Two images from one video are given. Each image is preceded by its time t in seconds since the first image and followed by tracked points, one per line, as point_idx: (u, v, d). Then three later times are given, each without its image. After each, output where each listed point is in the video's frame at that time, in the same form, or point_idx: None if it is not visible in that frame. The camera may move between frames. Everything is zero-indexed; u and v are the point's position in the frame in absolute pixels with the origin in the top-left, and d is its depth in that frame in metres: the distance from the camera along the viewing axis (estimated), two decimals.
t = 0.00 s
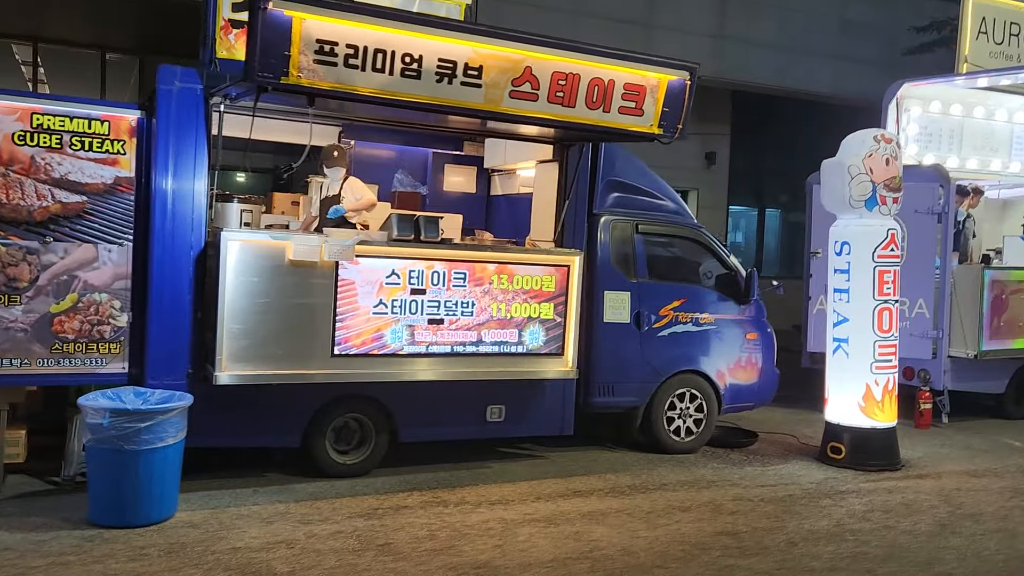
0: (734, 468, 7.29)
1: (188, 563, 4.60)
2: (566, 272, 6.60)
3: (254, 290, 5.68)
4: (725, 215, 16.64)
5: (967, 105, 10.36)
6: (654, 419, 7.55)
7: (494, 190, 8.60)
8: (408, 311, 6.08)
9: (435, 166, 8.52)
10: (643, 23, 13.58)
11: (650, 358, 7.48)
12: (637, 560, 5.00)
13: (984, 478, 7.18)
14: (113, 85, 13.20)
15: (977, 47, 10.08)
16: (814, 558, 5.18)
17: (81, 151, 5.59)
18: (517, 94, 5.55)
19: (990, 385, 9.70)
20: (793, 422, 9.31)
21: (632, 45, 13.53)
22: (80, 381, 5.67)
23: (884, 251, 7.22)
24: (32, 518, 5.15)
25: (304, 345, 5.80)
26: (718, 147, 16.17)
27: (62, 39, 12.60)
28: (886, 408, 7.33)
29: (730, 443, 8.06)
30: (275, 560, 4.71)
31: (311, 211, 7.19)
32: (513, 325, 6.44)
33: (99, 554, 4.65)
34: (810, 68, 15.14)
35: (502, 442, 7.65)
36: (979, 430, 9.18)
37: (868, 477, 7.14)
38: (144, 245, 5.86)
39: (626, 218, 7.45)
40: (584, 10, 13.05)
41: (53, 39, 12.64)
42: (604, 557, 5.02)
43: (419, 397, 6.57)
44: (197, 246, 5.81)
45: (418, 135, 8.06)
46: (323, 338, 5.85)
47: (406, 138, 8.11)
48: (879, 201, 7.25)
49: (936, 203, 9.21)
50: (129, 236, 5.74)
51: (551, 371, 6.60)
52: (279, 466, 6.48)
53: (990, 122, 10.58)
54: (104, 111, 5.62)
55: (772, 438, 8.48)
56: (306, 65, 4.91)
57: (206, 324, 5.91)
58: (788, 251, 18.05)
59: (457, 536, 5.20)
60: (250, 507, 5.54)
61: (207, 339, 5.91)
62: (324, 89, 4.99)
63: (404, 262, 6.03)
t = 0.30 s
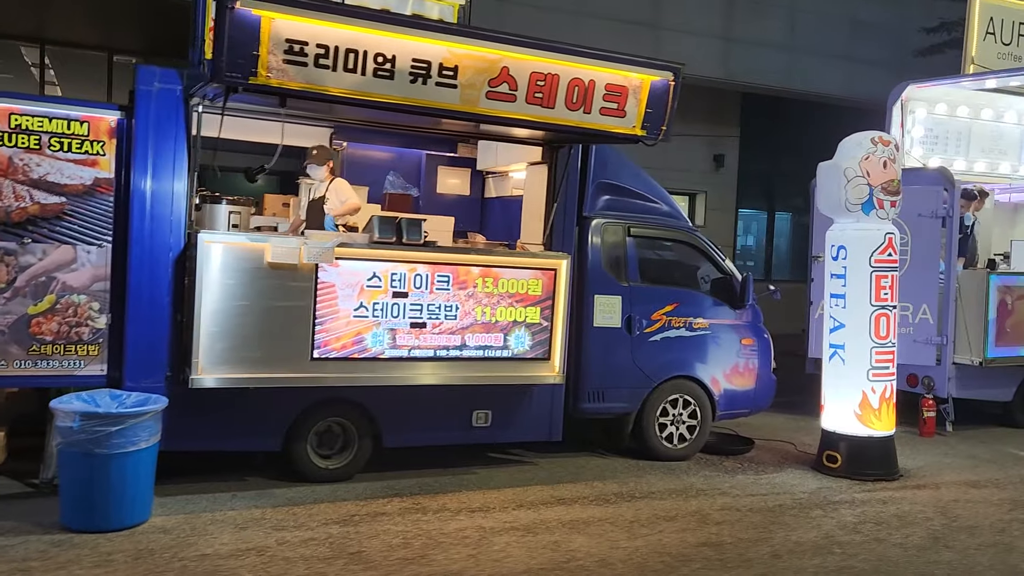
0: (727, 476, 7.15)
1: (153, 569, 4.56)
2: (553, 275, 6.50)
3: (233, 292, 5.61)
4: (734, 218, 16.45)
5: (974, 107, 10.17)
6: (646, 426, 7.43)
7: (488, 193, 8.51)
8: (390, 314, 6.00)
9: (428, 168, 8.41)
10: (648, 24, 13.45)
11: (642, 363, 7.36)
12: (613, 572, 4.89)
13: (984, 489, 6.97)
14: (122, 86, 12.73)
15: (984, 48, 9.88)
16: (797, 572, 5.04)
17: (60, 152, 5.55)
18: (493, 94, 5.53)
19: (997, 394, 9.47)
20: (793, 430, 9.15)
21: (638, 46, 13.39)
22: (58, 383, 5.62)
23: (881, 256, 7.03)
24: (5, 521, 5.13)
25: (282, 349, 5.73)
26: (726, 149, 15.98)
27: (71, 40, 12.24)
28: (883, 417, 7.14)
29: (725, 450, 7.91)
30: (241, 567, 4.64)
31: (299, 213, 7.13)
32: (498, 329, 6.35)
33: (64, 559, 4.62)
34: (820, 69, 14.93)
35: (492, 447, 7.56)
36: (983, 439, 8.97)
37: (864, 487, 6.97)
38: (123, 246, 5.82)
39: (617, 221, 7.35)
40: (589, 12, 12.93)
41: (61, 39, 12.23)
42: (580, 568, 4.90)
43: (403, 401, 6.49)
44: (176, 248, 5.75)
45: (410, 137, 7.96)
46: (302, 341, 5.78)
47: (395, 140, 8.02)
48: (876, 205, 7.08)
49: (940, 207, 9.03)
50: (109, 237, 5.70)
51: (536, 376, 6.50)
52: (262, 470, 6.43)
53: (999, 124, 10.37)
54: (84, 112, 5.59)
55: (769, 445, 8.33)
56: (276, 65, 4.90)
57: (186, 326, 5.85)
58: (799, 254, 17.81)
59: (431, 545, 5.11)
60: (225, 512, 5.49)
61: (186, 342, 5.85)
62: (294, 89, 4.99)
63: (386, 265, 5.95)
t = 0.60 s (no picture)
0: (719, 488, 7.04)
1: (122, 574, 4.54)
2: (541, 283, 6.44)
3: (216, 296, 5.60)
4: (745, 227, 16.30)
5: (983, 116, 10.00)
6: (637, 436, 7.35)
7: (485, 201, 8.42)
8: (374, 321, 5.98)
9: (424, 176, 8.37)
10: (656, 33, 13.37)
11: (634, 373, 7.27)
12: None
13: (984, 505, 6.80)
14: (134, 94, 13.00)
15: (993, 55, 9.73)
16: None
17: (46, 157, 5.59)
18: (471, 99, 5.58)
19: (1004, 408, 9.27)
20: (794, 443, 9.02)
21: (646, 55, 13.31)
22: (42, 387, 5.65)
23: (878, 266, 6.91)
24: None
25: (264, 355, 5.72)
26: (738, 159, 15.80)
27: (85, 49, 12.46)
28: (880, 429, 7.00)
29: (720, 463, 7.79)
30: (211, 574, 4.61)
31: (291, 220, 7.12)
32: (485, 337, 6.31)
33: (36, 563, 4.62)
34: (831, 78, 14.78)
35: (482, 455, 7.51)
36: (989, 454, 8.78)
37: (859, 502, 6.83)
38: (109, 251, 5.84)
39: (609, 229, 7.29)
40: (596, 21, 12.89)
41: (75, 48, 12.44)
42: None
43: (389, 409, 6.45)
44: (160, 253, 5.75)
45: (406, 144, 7.98)
46: (285, 347, 5.76)
47: (395, 147, 8.06)
48: (873, 213, 6.99)
49: (946, 217, 8.89)
50: (94, 242, 5.74)
51: (523, 385, 6.44)
52: (248, 476, 6.41)
53: (1010, 133, 10.18)
54: (69, 118, 5.62)
55: (767, 458, 8.19)
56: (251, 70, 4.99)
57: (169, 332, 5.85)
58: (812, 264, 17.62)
59: (406, 554, 5.06)
60: (204, 518, 5.47)
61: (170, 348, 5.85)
62: (269, 94, 5.07)
63: (370, 271, 5.93)
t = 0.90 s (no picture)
0: (708, 500, 6.95)
1: None
2: (525, 292, 6.41)
3: (196, 304, 5.59)
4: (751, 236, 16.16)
5: (984, 124, 9.89)
6: (625, 446, 7.28)
7: (476, 209, 8.40)
8: (355, 329, 5.96)
9: (415, 184, 8.38)
10: (659, 40, 13.31)
11: (622, 383, 7.20)
12: None
13: (977, 519, 6.68)
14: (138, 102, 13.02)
15: (992, 63, 9.63)
16: None
17: (28, 164, 5.61)
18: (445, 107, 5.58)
19: (1005, 420, 9.11)
20: (789, 454, 8.91)
21: (649, 63, 13.25)
22: (23, 394, 5.67)
23: (869, 275, 6.82)
24: None
25: (243, 363, 5.70)
26: (743, 167, 15.68)
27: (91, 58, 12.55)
28: (871, 441, 6.89)
29: (712, 473, 7.70)
30: None
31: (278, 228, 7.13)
32: (467, 345, 6.27)
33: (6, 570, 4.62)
34: (836, 85, 14.67)
35: (471, 466, 7.46)
36: (989, 467, 8.63)
37: (850, 515, 6.72)
38: (90, 257, 5.86)
39: (597, 238, 7.25)
40: (599, 28, 12.87)
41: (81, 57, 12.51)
42: None
43: (371, 418, 6.40)
44: (140, 260, 5.75)
45: (397, 152, 7.97)
46: (263, 355, 5.75)
47: (386, 155, 8.07)
48: (863, 222, 6.90)
49: (944, 226, 8.78)
50: (75, 248, 5.76)
51: (507, 394, 6.39)
52: (231, 485, 6.39)
53: (1013, 141, 10.04)
54: (51, 125, 5.65)
55: (759, 470, 8.09)
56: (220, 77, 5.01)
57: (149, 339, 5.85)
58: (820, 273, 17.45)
59: (378, 564, 5.01)
60: (181, 526, 5.46)
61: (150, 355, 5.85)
62: (239, 101, 5.09)
63: (350, 279, 5.91)
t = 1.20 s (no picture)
0: (685, 511, 6.84)
1: None
2: (497, 298, 6.33)
3: (164, 307, 5.54)
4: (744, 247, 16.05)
5: (972, 134, 9.81)
6: (601, 456, 7.18)
7: (456, 216, 8.31)
8: (322, 335, 5.88)
9: (395, 190, 8.30)
10: (650, 48, 13.27)
11: (599, 392, 7.10)
12: None
13: (958, 533, 6.55)
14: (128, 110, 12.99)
15: (980, 71, 9.55)
16: None
17: None
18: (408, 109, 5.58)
19: (994, 432, 8.94)
20: (774, 466, 8.80)
21: (640, 71, 13.20)
22: None
23: (847, 284, 6.73)
24: None
25: (207, 368, 5.62)
26: (736, 177, 15.60)
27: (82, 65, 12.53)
28: (850, 452, 6.77)
29: (692, 485, 7.59)
30: None
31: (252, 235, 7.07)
32: (437, 352, 6.19)
33: None
34: (828, 95, 14.60)
35: (447, 476, 7.36)
36: (976, 480, 8.50)
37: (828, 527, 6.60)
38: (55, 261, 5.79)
39: (573, 246, 7.18)
40: (591, 36, 12.84)
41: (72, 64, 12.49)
42: None
43: (340, 425, 6.30)
44: (104, 264, 5.67)
45: (376, 157, 7.92)
46: (228, 361, 5.66)
47: (366, 161, 8.01)
48: (843, 230, 6.80)
49: (930, 235, 8.68)
50: (40, 252, 5.70)
51: (478, 403, 6.30)
52: (198, 494, 6.30)
53: (1002, 150, 9.95)
54: (15, 128, 5.60)
55: (741, 482, 7.97)
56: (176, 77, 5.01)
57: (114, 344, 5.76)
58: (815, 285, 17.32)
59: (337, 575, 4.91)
60: (141, 534, 5.37)
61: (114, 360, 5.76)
62: (195, 102, 5.10)
63: (317, 284, 5.84)
